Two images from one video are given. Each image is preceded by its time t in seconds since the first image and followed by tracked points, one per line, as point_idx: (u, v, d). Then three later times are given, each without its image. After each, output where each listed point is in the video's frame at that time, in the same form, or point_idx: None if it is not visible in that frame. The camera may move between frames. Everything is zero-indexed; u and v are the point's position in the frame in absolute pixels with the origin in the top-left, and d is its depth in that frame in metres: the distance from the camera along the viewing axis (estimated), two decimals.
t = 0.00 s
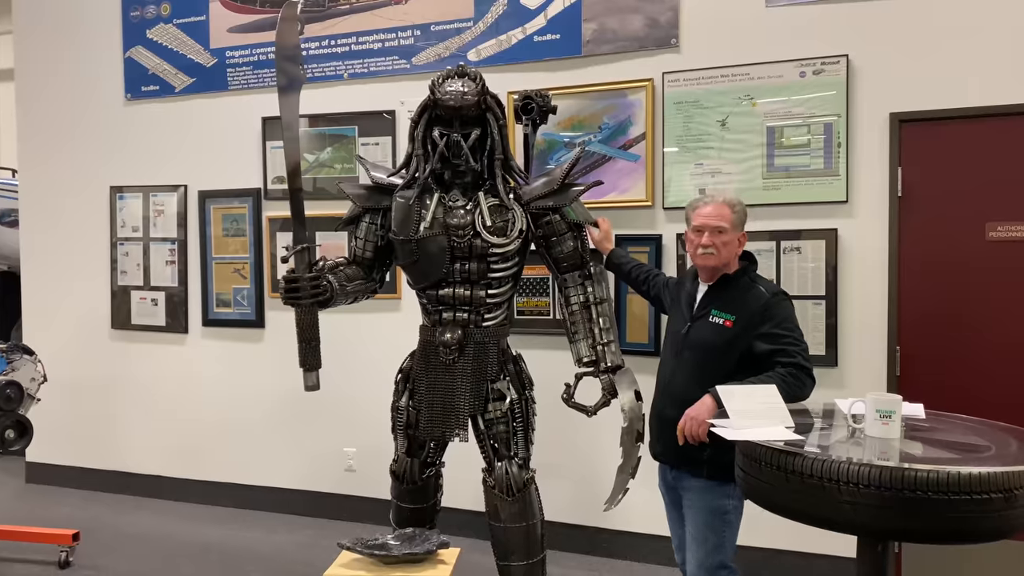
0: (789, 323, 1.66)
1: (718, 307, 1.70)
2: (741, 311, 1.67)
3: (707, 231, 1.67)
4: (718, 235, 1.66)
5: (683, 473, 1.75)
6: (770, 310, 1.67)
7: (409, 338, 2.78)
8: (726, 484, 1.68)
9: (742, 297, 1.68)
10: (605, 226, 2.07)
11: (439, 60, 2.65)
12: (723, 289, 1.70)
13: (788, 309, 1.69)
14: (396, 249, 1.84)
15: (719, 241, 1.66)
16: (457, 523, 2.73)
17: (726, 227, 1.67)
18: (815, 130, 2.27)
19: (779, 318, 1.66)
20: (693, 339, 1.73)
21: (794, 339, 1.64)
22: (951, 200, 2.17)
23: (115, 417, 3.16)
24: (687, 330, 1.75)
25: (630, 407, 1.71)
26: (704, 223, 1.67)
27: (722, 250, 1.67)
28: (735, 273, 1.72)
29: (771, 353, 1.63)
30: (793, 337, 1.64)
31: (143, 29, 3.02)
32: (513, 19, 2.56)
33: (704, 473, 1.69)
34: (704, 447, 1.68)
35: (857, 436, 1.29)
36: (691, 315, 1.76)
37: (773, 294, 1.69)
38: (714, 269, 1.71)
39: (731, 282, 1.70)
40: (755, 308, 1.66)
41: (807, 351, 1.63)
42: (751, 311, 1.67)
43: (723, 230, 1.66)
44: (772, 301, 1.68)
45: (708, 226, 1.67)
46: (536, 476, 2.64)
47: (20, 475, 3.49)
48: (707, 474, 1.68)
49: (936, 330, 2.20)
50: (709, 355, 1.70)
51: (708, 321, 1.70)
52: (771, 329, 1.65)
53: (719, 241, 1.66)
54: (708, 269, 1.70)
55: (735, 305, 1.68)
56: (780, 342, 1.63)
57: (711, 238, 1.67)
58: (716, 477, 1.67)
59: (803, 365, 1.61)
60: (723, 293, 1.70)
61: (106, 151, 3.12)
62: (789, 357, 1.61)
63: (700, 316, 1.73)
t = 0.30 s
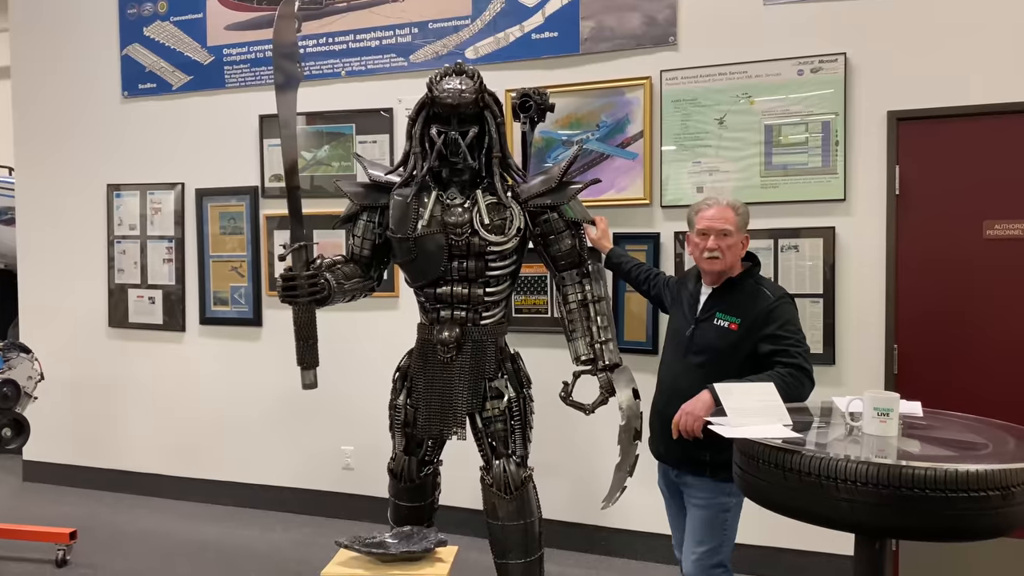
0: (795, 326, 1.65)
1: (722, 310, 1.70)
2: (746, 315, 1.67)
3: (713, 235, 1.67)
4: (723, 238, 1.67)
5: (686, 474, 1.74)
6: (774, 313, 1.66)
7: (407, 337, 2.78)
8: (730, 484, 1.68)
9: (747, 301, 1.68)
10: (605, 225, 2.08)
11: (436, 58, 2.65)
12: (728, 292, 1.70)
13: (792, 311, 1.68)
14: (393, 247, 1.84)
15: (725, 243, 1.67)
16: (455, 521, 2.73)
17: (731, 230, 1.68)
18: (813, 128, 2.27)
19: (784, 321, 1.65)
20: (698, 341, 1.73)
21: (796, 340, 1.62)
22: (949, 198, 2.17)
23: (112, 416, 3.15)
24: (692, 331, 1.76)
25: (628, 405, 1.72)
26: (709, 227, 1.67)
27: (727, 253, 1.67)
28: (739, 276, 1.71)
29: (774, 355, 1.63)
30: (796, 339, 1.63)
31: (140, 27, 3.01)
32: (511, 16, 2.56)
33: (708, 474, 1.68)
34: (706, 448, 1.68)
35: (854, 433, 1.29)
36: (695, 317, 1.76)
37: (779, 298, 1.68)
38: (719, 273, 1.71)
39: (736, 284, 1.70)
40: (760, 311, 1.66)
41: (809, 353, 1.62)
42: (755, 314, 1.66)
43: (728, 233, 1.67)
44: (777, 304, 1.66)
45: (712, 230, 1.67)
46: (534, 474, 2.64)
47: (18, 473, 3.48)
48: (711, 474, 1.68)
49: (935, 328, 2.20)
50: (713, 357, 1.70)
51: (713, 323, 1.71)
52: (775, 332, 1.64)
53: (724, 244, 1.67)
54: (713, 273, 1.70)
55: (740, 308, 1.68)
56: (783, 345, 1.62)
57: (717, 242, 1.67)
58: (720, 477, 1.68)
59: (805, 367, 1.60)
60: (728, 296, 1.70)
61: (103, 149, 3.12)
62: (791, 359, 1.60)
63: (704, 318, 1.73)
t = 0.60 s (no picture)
0: (796, 323, 1.65)
1: (723, 308, 1.70)
2: (748, 313, 1.67)
3: (710, 234, 1.67)
4: (721, 237, 1.67)
5: (690, 472, 1.74)
6: (775, 311, 1.66)
7: (404, 334, 2.78)
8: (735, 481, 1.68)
9: (748, 299, 1.68)
10: (602, 221, 2.07)
11: (433, 54, 2.64)
12: (729, 290, 1.70)
13: (793, 309, 1.68)
14: (391, 244, 1.84)
15: (722, 242, 1.66)
16: (452, 518, 2.73)
17: (728, 229, 1.67)
18: (810, 126, 2.27)
19: (784, 319, 1.65)
20: (700, 341, 1.73)
21: (797, 339, 1.62)
22: (945, 195, 2.17)
23: (109, 413, 3.15)
24: (693, 330, 1.75)
25: (625, 402, 1.72)
26: (706, 227, 1.67)
27: (725, 252, 1.67)
28: (739, 274, 1.71)
29: (775, 353, 1.63)
30: (796, 336, 1.63)
31: (136, 24, 3.01)
32: (508, 13, 2.56)
33: (713, 472, 1.69)
34: (707, 444, 1.68)
35: (851, 430, 1.29)
36: (695, 316, 1.76)
37: (779, 295, 1.68)
38: (718, 272, 1.71)
39: (736, 282, 1.70)
40: (761, 309, 1.66)
41: (808, 350, 1.62)
42: (757, 313, 1.66)
43: (725, 232, 1.67)
44: (778, 302, 1.67)
45: (710, 229, 1.67)
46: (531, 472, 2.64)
47: (15, 471, 3.48)
48: (716, 472, 1.69)
49: (933, 326, 2.20)
50: (714, 356, 1.70)
51: (714, 322, 1.71)
52: (776, 330, 1.64)
53: (722, 243, 1.66)
54: (711, 272, 1.70)
55: (741, 307, 1.68)
56: (784, 342, 1.62)
57: (715, 241, 1.66)
58: (723, 474, 1.68)
59: (805, 364, 1.60)
60: (728, 295, 1.70)
61: (99, 146, 3.11)
62: (791, 357, 1.60)
63: (705, 317, 1.73)
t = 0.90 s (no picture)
0: (793, 319, 1.65)
1: (721, 304, 1.70)
2: (745, 308, 1.67)
3: (707, 228, 1.67)
4: (718, 231, 1.67)
5: (685, 468, 1.74)
6: (772, 307, 1.66)
7: (400, 331, 2.78)
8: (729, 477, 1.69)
9: (745, 295, 1.68)
10: (599, 219, 2.08)
11: (430, 51, 2.64)
12: (727, 286, 1.70)
13: (790, 306, 1.68)
14: (387, 241, 1.84)
15: (719, 236, 1.67)
16: (449, 514, 2.73)
17: (725, 223, 1.67)
18: (807, 122, 2.27)
19: (781, 315, 1.65)
20: (697, 336, 1.73)
21: (794, 335, 1.63)
22: (942, 191, 2.18)
23: (105, 410, 3.15)
24: (691, 326, 1.75)
25: (621, 399, 1.73)
26: (704, 220, 1.67)
27: (722, 246, 1.67)
28: (737, 271, 1.72)
29: (771, 349, 1.63)
30: (793, 333, 1.63)
31: (132, 20, 3.00)
32: (505, 9, 2.55)
33: (708, 468, 1.69)
34: (704, 441, 1.68)
35: (847, 426, 1.29)
36: (692, 311, 1.76)
37: (776, 292, 1.68)
38: (715, 266, 1.72)
39: (734, 278, 1.71)
40: (757, 305, 1.67)
41: (805, 347, 1.63)
42: (754, 308, 1.67)
43: (722, 226, 1.67)
44: (775, 299, 1.67)
45: (707, 223, 1.67)
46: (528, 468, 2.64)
47: (11, 468, 3.47)
48: (711, 468, 1.69)
49: (930, 324, 2.21)
50: (711, 351, 1.70)
51: (711, 318, 1.71)
52: (773, 326, 1.64)
53: (718, 237, 1.67)
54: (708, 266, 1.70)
55: (738, 302, 1.68)
56: (781, 338, 1.62)
57: (711, 234, 1.67)
58: (719, 470, 1.68)
59: (801, 361, 1.60)
60: (726, 290, 1.70)
61: (95, 142, 3.10)
62: (788, 353, 1.60)
63: (702, 312, 1.73)
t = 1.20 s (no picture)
0: (790, 315, 1.65)
1: (717, 300, 1.70)
2: (741, 304, 1.68)
3: (707, 225, 1.67)
4: (718, 228, 1.67)
5: (678, 464, 1.74)
6: (769, 303, 1.66)
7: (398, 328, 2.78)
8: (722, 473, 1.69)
9: (741, 291, 1.68)
10: (596, 215, 2.10)
11: (427, 47, 2.63)
12: (723, 282, 1.70)
13: (787, 303, 1.68)
14: (384, 238, 1.83)
15: (719, 233, 1.67)
16: (447, 511, 2.73)
17: (726, 221, 1.67)
18: (804, 119, 2.27)
19: (778, 311, 1.65)
20: (693, 331, 1.73)
21: (790, 331, 1.62)
22: (938, 188, 2.18)
23: (102, 407, 3.14)
24: (687, 321, 1.76)
25: (619, 395, 1.73)
26: (704, 217, 1.67)
27: (721, 243, 1.67)
28: (735, 267, 1.71)
29: (767, 345, 1.63)
30: (789, 329, 1.63)
31: (128, 16, 2.99)
32: (502, 6, 2.55)
33: (700, 464, 1.69)
34: (699, 437, 1.69)
35: (843, 422, 1.30)
36: (689, 307, 1.76)
37: (773, 288, 1.68)
38: (714, 264, 1.71)
39: (732, 275, 1.70)
40: (753, 300, 1.67)
41: (801, 344, 1.62)
42: (750, 304, 1.67)
43: (722, 223, 1.67)
44: (771, 295, 1.67)
45: (707, 219, 1.67)
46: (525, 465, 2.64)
47: (8, 465, 3.47)
48: (704, 465, 1.69)
49: (926, 322, 2.21)
50: (707, 347, 1.70)
51: (708, 313, 1.71)
52: (769, 322, 1.64)
53: (718, 234, 1.67)
54: (706, 263, 1.71)
55: (734, 298, 1.69)
56: (776, 334, 1.62)
57: (711, 231, 1.67)
58: (712, 466, 1.69)
59: (797, 357, 1.59)
60: (722, 286, 1.70)
61: (91, 138, 3.09)
62: (784, 349, 1.60)
63: (698, 308, 1.73)
